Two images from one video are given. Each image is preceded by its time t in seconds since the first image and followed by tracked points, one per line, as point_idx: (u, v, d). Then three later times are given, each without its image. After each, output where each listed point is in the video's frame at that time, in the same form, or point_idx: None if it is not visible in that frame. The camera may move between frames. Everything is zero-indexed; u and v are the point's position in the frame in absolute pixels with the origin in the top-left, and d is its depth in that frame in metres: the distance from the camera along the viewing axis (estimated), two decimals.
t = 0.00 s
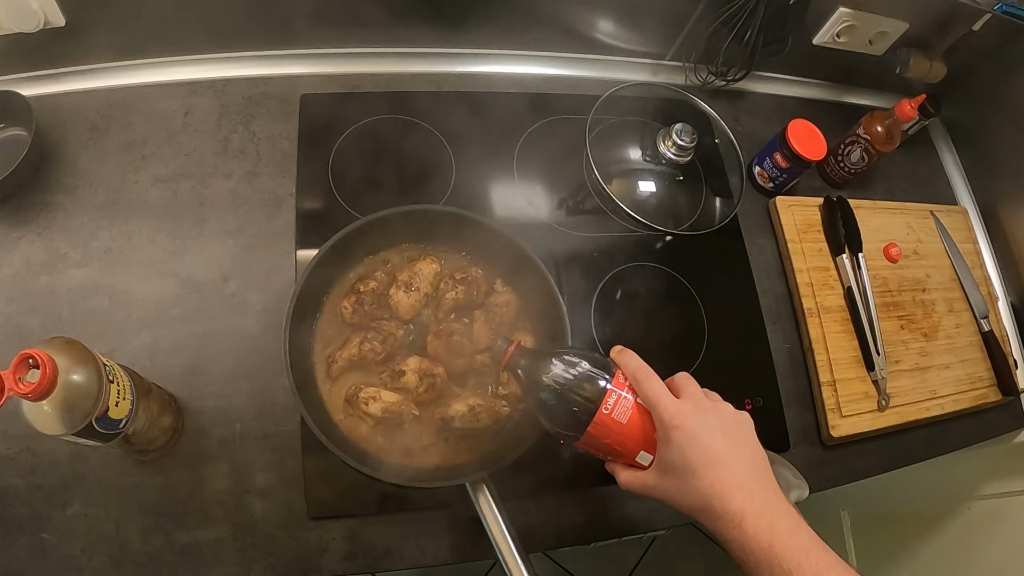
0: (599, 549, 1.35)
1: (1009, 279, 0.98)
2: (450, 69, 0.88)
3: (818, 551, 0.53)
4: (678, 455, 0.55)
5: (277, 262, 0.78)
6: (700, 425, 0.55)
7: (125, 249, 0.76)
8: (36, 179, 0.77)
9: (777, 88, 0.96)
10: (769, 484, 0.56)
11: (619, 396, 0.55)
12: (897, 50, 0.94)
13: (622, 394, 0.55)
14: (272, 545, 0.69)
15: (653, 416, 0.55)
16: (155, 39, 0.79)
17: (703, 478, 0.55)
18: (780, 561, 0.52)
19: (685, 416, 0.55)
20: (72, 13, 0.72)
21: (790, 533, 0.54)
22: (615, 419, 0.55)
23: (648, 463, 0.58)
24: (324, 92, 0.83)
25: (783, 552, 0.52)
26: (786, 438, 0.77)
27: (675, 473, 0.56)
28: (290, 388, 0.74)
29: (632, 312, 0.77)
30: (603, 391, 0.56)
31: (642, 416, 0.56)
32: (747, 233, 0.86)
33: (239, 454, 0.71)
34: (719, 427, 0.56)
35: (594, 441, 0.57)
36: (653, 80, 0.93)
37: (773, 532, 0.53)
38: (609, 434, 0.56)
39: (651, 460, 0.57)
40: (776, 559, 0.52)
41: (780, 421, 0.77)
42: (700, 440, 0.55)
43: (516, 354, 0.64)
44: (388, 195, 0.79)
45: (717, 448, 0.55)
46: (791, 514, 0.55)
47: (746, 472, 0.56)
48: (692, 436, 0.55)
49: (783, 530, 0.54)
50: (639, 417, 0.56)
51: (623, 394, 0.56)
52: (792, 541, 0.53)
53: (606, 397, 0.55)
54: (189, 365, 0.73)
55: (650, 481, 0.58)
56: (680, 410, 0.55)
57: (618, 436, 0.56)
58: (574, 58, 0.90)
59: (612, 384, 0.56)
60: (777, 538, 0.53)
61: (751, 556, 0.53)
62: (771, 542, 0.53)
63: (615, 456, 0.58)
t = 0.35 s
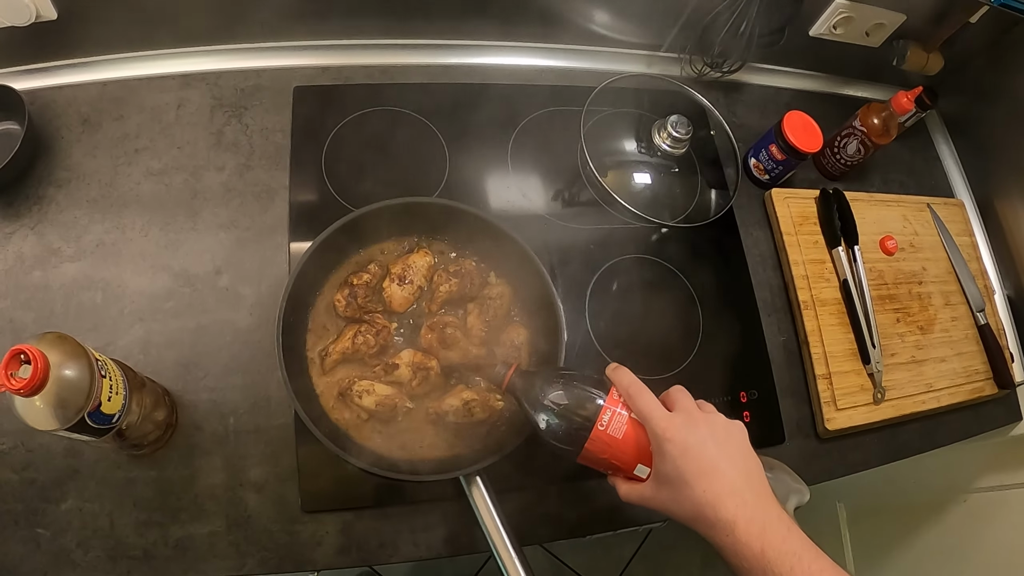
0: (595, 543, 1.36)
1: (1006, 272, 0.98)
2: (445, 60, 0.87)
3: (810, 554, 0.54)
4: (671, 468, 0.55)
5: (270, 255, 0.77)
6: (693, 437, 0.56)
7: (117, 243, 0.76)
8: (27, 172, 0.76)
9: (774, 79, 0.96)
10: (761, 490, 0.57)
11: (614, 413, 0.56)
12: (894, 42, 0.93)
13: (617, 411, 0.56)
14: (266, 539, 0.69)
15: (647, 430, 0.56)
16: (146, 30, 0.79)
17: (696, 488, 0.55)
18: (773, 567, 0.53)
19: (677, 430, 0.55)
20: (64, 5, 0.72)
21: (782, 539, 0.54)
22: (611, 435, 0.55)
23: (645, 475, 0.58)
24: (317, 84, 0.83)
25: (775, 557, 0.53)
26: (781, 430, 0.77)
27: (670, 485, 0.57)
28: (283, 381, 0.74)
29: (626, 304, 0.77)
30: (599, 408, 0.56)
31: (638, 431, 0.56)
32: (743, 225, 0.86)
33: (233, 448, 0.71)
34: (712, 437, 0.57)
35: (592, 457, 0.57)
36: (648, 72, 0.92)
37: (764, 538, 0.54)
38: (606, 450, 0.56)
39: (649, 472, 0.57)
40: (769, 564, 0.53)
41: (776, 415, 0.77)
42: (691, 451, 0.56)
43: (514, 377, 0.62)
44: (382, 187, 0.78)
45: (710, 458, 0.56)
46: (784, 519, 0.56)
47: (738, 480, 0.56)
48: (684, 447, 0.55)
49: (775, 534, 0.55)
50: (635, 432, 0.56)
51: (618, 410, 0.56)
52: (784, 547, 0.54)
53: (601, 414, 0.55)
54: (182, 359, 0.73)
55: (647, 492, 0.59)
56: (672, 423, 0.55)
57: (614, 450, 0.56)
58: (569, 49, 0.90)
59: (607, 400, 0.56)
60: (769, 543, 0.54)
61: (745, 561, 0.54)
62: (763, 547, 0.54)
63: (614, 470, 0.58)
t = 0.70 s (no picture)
0: (588, 541, 1.36)
1: (1004, 279, 0.98)
2: (452, 55, 0.87)
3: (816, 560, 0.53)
4: (677, 471, 0.56)
5: (272, 246, 0.77)
6: (698, 441, 0.57)
7: (119, 232, 0.75)
8: (29, 158, 0.76)
9: (779, 83, 0.97)
10: (766, 496, 0.57)
11: (621, 417, 0.56)
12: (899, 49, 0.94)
13: (624, 415, 0.56)
14: (264, 533, 0.69)
15: (654, 435, 0.56)
16: (151, 18, 0.78)
17: (702, 492, 0.56)
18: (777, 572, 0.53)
19: (682, 434, 0.56)
20: None
21: (786, 544, 0.54)
22: (617, 438, 0.56)
23: (652, 479, 0.59)
24: (323, 76, 0.82)
25: (779, 562, 0.53)
26: (781, 433, 0.77)
27: (676, 488, 0.57)
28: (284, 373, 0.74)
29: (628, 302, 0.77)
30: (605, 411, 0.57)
31: (644, 435, 0.57)
32: (746, 227, 0.86)
33: (232, 440, 0.71)
34: (717, 443, 0.58)
35: (599, 460, 0.58)
36: (654, 72, 0.93)
37: (769, 543, 0.54)
38: (613, 453, 0.57)
39: (655, 476, 0.58)
40: (773, 569, 0.53)
41: (776, 417, 0.78)
42: (697, 455, 0.56)
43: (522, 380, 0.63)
44: (387, 181, 0.78)
45: (715, 462, 0.57)
46: (790, 525, 0.56)
47: (743, 485, 0.57)
48: (691, 451, 0.56)
49: (780, 539, 0.55)
50: (642, 436, 0.57)
51: (625, 414, 0.57)
52: (789, 552, 0.54)
53: (609, 417, 0.56)
54: (182, 349, 0.73)
55: (654, 497, 0.59)
56: (679, 427, 0.56)
57: (621, 454, 0.57)
58: (575, 47, 0.90)
59: (614, 404, 0.57)
60: (774, 548, 0.54)
61: (749, 566, 0.54)
62: (767, 552, 0.54)
63: (620, 473, 0.59)
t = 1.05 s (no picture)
0: (585, 543, 1.36)
1: (1004, 287, 0.99)
2: (458, 57, 0.87)
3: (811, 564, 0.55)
4: (677, 477, 0.57)
5: (277, 246, 0.77)
6: (697, 449, 0.57)
7: (124, 229, 0.76)
8: (36, 154, 0.76)
9: (782, 89, 0.97)
10: (763, 501, 0.58)
11: (621, 423, 0.57)
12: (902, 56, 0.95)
13: (624, 421, 0.57)
14: (267, 531, 0.69)
15: (653, 441, 0.56)
16: (160, 16, 0.79)
17: (701, 498, 0.57)
18: None
19: (682, 441, 0.56)
20: None
21: (783, 549, 0.55)
22: (617, 444, 0.56)
23: (650, 485, 0.58)
24: (330, 77, 0.83)
25: (775, 567, 0.54)
26: (781, 437, 0.78)
27: (675, 494, 0.58)
28: (287, 372, 0.74)
29: (631, 305, 0.78)
30: (605, 418, 0.57)
31: (644, 441, 0.57)
32: (747, 231, 0.87)
33: (234, 437, 0.71)
34: (716, 449, 0.58)
35: (598, 466, 0.58)
36: (658, 76, 0.93)
37: (766, 549, 0.55)
38: (613, 459, 0.57)
39: (653, 483, 0.58)
40: (770, 574, 0.54)
41: (775, 421, 0.78)
42: (697, 462, 0.56)
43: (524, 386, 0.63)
44: (392, 182, 0.79)
45: (714, 469, 0.57)
46: (785, 531, 0.57)
47: (741, 491, 0.58)
48: (690, 458, 0.56)
49: (776, 544, 0.56)
50: (641, 442, 0.57)
51: (625, 420, 0.57)
52: (785, 557, 0.55)
53: (609, 423, 0.57)
54: (186, 347, 0.73)
55: (651, 501, 0.60)
56: (679, 434, 0.57)
57: (620, 460, 0.57)
58: (581, 50, 0.91)
59: (614, 411, 0.57)
60: (770, 553, 0.55)
61: (746, 571, 0.55)
62: (764, 557, 0.55)
63: (619, 479, 0.59)
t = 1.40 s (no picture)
0: (582, 540, 1.36)
1: (1000, 280, 0.99)
2: (449, 52, 0.87)
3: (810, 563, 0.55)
4: (676, 475, 0.56)
5: (267, 243, 0.77)
6: (697, 446, 0.57)
7: (113, 228, 0.75)
8: (24, 153, 0.75)
9: (775, 82, 0.97)
10: (763, 499, 0.58)
11: (620, 419, 0.56)
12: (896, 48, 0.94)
13: (623, 418, 0.56)
14: (259, 530, 0.69)
15: (653, 438, 0.56)
16: (148, 13, 0.78)
17: (700, 496, 0.56)
18: None
19: (682, 438, 0.56)
20: None
21: (782, 548, 0.55)
22: (616, 441, 0.56)
23: (650, 482, 0.58)
24: (319, 73, 0.82)
25: (775, 565, 0.54)
26: (777, 432, 0.78)
27: (674, 492, 0.57)
28: (278, 371, 0.74)
29: (623, 300, 0.77)
30: (605, 414, 0.57)
31: (643, 438, 0.57)
32: (741, 225, 0.86)
33: (226, 437, 0.71)
34: (716, 447, 0.58)
35: (597, 463, 0.57)
36: (651, 70, 0.93)
37: (766, 547, 0.55)
38: (611, 456, 0.56)
39: (653, 480, 0.57)
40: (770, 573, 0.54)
41: (771, 416, 0.78)
42: (697, 459, 0.56)
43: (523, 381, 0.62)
44: (383, 178, 0.78)
45: (714, 467, 0.57)
46: (784, 529, 0.57)
47: (741, 489, 0.57)
48: (689, 456, 0.56)
49: (776, 543, 0.56)
50: (641, 439, 0.57)
51: (624, 417, 0.56)
52: (784, 555, 0.55)
53: (607, 419, 0.56)
54: (176, 346, 0.73)
55: (649, 499, 0.59)
56: (678, 431, 0.56)
57: (620, 457, 0.56)
58: (573, 44, 0.90)
59: (613, 407, 0.57)
60: (770, 552, 0.55)
61: (745, 569, 0.55)
62: (764, 555, 0.55)
63: (618, 477, 0.59)
